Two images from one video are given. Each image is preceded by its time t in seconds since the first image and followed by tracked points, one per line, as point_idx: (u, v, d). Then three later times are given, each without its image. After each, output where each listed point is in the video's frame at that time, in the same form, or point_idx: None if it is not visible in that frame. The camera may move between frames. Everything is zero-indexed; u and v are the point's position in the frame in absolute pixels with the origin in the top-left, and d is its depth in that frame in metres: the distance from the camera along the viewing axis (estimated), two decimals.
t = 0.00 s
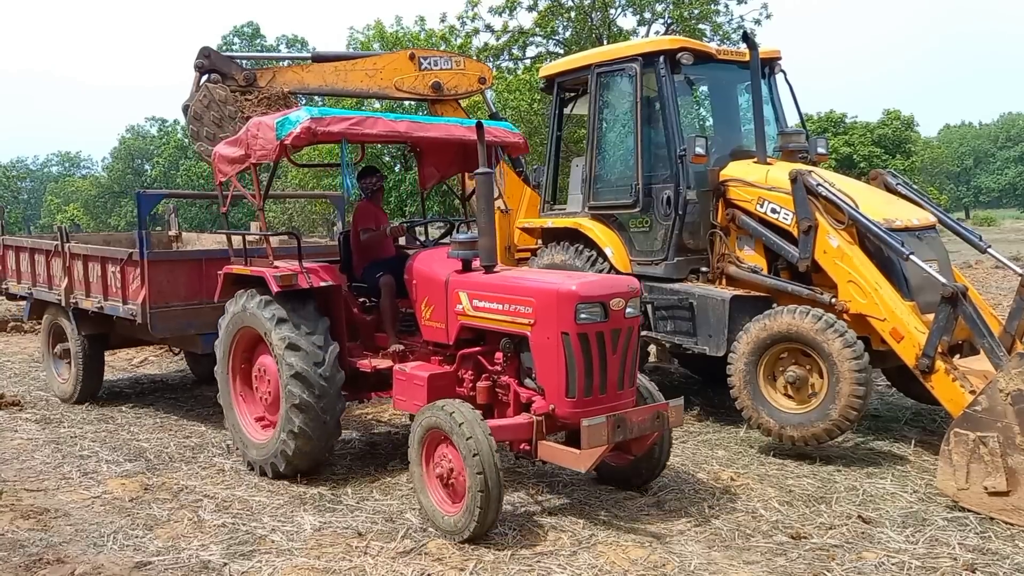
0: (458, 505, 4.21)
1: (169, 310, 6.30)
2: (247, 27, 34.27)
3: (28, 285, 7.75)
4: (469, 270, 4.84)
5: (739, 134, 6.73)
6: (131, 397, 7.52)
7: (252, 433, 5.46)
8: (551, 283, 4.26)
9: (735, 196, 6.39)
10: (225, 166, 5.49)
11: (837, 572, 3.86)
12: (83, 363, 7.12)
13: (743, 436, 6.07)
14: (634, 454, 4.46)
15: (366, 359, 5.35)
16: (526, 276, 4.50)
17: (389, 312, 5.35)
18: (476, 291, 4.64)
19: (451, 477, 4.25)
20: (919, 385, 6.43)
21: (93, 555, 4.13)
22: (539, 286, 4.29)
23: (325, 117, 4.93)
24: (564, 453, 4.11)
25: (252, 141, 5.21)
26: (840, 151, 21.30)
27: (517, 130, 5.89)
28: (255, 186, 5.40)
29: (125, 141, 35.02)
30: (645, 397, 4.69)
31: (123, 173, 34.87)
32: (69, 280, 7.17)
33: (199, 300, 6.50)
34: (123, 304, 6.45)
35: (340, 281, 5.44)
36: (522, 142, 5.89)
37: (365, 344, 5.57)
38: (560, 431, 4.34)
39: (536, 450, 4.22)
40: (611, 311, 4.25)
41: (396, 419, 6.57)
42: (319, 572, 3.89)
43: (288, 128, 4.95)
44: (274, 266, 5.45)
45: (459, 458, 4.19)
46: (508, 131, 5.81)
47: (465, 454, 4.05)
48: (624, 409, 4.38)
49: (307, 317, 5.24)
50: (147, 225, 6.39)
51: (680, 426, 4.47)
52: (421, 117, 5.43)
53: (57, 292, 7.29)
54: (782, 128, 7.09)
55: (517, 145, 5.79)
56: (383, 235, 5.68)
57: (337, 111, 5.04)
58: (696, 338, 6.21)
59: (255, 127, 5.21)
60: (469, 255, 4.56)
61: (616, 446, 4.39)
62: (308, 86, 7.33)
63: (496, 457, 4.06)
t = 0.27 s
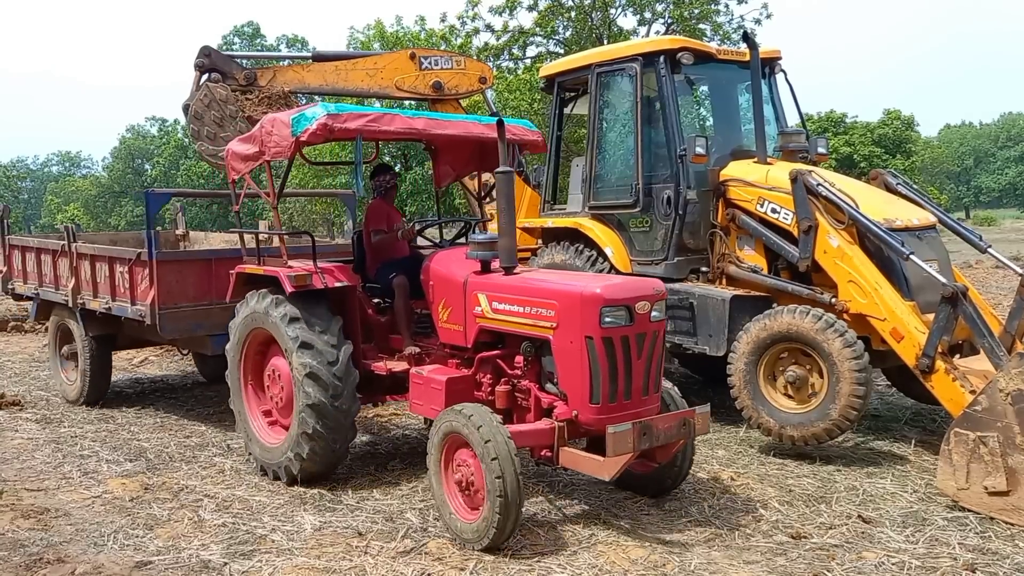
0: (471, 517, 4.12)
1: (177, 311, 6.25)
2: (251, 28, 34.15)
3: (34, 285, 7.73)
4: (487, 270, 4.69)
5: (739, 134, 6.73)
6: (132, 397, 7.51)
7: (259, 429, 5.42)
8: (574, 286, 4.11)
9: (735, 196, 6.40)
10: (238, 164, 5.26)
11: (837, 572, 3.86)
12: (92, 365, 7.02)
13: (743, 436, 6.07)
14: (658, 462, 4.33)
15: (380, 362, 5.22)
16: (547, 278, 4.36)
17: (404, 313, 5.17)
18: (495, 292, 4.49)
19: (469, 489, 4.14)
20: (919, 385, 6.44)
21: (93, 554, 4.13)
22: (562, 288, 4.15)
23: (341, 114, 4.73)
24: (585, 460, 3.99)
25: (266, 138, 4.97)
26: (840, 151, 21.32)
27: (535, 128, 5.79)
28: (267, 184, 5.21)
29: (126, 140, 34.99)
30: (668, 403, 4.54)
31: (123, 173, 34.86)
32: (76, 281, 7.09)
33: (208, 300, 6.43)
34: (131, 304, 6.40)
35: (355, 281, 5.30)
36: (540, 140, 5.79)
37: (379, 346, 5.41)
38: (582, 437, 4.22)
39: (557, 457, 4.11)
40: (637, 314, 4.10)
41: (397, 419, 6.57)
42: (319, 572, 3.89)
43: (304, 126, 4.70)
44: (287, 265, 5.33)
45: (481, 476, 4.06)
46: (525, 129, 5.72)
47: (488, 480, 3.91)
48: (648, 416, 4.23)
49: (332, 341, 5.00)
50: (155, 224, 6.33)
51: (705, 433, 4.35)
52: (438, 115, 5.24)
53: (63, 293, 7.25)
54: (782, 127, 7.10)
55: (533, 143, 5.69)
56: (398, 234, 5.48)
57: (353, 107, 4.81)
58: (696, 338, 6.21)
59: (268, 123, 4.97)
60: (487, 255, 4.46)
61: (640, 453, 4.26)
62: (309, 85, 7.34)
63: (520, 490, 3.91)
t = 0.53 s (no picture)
0: (487, 526, 4.02)
1: (190, 313, 6.03)
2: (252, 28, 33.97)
3: (44, 286, 7.64)
4: (508, 270, 4.51)
5: (740, 133, 6.74)
6: (132, 396, 7.51)
7: (268, 421, 5.35)
8: (601, 285, 3.95)
9: (735, 195, 6.40)
10: (247, 164, 5.23)
11: (837, 571, 3.86)
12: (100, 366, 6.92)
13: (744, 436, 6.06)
14: (691, 468, 4.22)
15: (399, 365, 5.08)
16: (573, 278, 4.18)
17: (423, 316, 5.02)
18: (517, 293, 4.31)
19: (490, 501, 4.00)
20: (920, 385, 6.46)
21: (94, 554, 4.13)
22: (589, 288, 3.98)
23: (353, 111, 4.62)
24: (616, 468, 3.86)
25: (276, 137, 4.93)
26: (840, 150, 21.34)
27: (553, 122, 5.49)
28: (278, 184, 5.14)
29: (126, 139, 34.97)
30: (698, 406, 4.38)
31: (123, 172, 34.85)
32: (85, 282, 6.98)
33: (221, 302, 6.21)
34: (142, 306, 6.21)
35: (371, 284, 5.14)
36: (559, 135, 5.47)
37: (397, 349, 5.30)
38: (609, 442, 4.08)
39: (585, 463, 3.98)
40: (667, 314, 3.94)
41: (397, 419, 6.56)
42: (319, 572, 3.89)
43: (315, 125, 4.62)
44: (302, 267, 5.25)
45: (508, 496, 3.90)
46: (544, 124, 5.43)
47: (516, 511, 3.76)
48: (679, 421, 4.07)
49: (357, 384, 4.76)
50: (167, 224, 6.16)
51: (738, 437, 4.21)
52: (454, 110, 5.08)
53: (73, 294, 7.11)
54: (783, 127, 7.10)
55: (553, 138, 5.40)
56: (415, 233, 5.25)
57: (365, 105, 4.72)
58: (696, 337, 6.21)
59: (279, 123, 4.92)
60: (509, 254, 4.33)
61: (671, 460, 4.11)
62: (310, 84, 7.38)
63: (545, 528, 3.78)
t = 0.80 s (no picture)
0: (500, 524, 3.99)
1: (201, 315, 6.02)
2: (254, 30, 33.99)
3: (51, 287, 7.64)
4: (529, 271, 4.40)
5: (740, 133, 6.75)
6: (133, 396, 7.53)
7: (278, 412, 5.29)
8: (627, 288, 3.82)
9: (735, 195, 6.40)
10: (263, 163, 5.22)
11: (837, 572, 3.86)
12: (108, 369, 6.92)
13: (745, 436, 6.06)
14: (719, 477, 4.07)
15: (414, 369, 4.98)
16: (598, 281, 4.07)
17: (440, 319, 4.92)
18: (539, 296, 4.20)
19: (509, 509, 3.91)
20: (920, 384, 6.47)
21: (94, 555, 4.13)
22: (614, 291, 3.87)
23: (374, 107, 4.55)
24: (642, 476, 3.72)
25: (294, 134, 4.87)
26: (840, 150, 21.36)
27: (576, 121, 5.40)
28: (297, 185, 5.12)
29: (126, 140, 35.01)
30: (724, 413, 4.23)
31: (123, 172, 34.89)
32: (94, 283, 6.96)
33: (232, 304, 6.20)
34: (152, 309, 6.21)
35: (387, 285, 5.02)
36: (582, 134, 5.39)
37: (413, 353, 5.22)
38: (634, 450, 3.96)
39: (609, 472, 3.85)
40: (696, 319, 3.81)
41: (398, 419, 6.57)
42: (320, 572, 3.89)
43: (334, 121, 4.57)
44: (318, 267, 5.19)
45: (529, 515, 3.81)
46: (567, 122, 5.34)
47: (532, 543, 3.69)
48: (706, 430, 3.94)
49: (375, 418, 4.66)
50: (178, 224, 6.13)
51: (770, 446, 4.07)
52: (474, 107, 5.03)
53: (81, 295, 7.10)
54: (783, 127, 7.10)
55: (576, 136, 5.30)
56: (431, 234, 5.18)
57: (385, 101, 4.66)
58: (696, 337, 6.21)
59: (296, 120, 4.87)
60: (531, 255, 4.26)
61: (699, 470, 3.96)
62: (311, 84, 7.34)
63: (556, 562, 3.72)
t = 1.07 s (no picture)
0: (507, 520, 3.97)
1: (207, 315, 6.01)
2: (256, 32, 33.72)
3: (56, 288, 7.64)
4: (540, 272, 4.40)
5: (739, 133, 6.75)
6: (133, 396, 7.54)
7: (283, 410, 5.28)
8: (641, 290, 3.82)
9: (735, 195, 6.40)
10: (269, 161, 5.22)
11: (837, 571, 3.87)
12: (114, 371, 6.90)
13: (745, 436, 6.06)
14: (735, 483, 4.01)
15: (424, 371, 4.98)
16: (610, 282, 4.06)
17: (450, 320, 4.92)
18: (551, 297, 4.20)
19: (519, 512, 3.89)
20: (920, 384, 6.48)
21: (94, 555, 4.13)
22: (627, 293, 3.86)
23: (380, 106, 4.55)
24: (656, 481, 3.71)
25: (300, 133, 4.87)
26: (839, 149, 21.37)
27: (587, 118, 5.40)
28: (302, 185, 5.11)
29: (126, 140, 35.03)
30: (741, 421, 4.24)
31: (123, 173, 34.91)
32: (99, 283, 6.96)
33: (239, 304, 6.20)
34: (158, 309, 6.20)
35: (394, 285, 5.00)
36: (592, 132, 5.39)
37: (422, 354, 5.23)
38: (647, 454, 3.94)
39: (621, 475, 3.84)
40: (712, 321, 3.81)
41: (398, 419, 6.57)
42: (320, 572, 3.89)
43: (341, 118, 4.55)
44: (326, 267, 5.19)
45: (539, 525, 3.79)
46: (577, 120, 5.34)
47: (539, 558, 3.68)
48: (721, 433, 3.93)
49: (382, 437, 4.64)
50: (184, 224, 6.13)
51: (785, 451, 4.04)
52: (484, 105, 5.02)
53: (86, 295, 7.10)
54: (783, 127, 7.10)
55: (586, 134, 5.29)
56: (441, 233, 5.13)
57: (393, 99, 4.64)
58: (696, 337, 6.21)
59: (303, 118, 4.87)
60: (542, 256, 4.27)
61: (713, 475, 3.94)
62: (311, 84, 7.30)
63: None
